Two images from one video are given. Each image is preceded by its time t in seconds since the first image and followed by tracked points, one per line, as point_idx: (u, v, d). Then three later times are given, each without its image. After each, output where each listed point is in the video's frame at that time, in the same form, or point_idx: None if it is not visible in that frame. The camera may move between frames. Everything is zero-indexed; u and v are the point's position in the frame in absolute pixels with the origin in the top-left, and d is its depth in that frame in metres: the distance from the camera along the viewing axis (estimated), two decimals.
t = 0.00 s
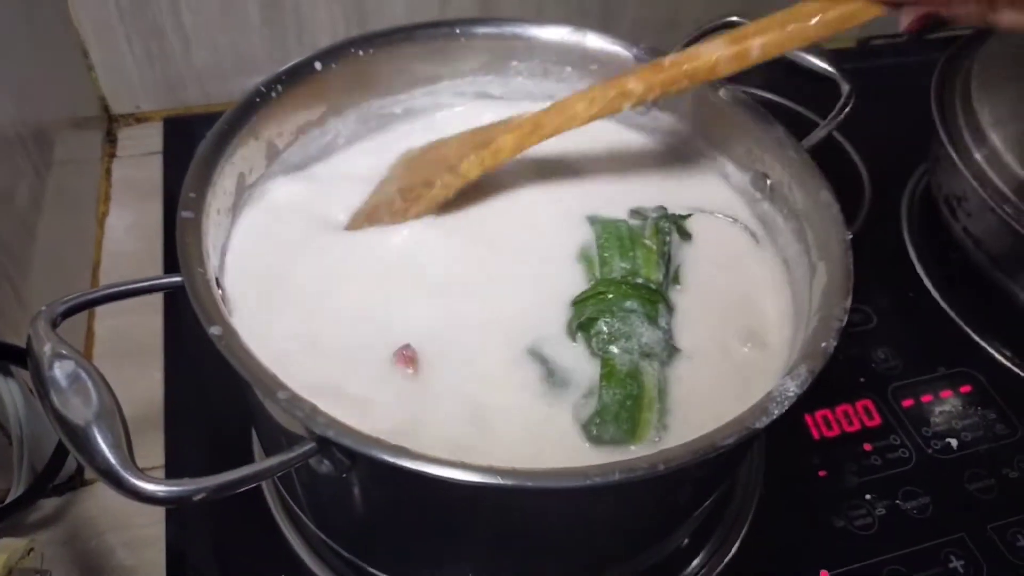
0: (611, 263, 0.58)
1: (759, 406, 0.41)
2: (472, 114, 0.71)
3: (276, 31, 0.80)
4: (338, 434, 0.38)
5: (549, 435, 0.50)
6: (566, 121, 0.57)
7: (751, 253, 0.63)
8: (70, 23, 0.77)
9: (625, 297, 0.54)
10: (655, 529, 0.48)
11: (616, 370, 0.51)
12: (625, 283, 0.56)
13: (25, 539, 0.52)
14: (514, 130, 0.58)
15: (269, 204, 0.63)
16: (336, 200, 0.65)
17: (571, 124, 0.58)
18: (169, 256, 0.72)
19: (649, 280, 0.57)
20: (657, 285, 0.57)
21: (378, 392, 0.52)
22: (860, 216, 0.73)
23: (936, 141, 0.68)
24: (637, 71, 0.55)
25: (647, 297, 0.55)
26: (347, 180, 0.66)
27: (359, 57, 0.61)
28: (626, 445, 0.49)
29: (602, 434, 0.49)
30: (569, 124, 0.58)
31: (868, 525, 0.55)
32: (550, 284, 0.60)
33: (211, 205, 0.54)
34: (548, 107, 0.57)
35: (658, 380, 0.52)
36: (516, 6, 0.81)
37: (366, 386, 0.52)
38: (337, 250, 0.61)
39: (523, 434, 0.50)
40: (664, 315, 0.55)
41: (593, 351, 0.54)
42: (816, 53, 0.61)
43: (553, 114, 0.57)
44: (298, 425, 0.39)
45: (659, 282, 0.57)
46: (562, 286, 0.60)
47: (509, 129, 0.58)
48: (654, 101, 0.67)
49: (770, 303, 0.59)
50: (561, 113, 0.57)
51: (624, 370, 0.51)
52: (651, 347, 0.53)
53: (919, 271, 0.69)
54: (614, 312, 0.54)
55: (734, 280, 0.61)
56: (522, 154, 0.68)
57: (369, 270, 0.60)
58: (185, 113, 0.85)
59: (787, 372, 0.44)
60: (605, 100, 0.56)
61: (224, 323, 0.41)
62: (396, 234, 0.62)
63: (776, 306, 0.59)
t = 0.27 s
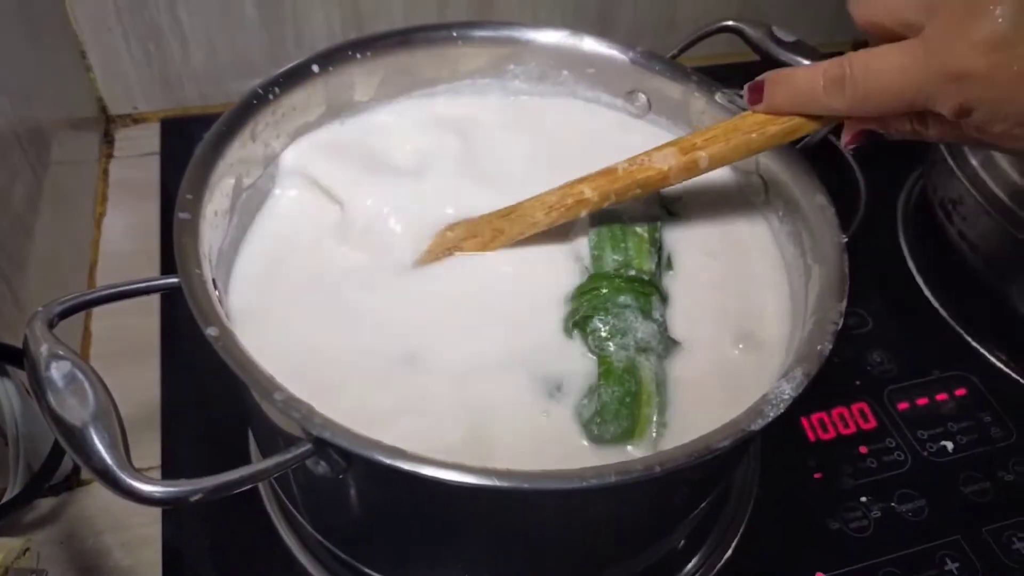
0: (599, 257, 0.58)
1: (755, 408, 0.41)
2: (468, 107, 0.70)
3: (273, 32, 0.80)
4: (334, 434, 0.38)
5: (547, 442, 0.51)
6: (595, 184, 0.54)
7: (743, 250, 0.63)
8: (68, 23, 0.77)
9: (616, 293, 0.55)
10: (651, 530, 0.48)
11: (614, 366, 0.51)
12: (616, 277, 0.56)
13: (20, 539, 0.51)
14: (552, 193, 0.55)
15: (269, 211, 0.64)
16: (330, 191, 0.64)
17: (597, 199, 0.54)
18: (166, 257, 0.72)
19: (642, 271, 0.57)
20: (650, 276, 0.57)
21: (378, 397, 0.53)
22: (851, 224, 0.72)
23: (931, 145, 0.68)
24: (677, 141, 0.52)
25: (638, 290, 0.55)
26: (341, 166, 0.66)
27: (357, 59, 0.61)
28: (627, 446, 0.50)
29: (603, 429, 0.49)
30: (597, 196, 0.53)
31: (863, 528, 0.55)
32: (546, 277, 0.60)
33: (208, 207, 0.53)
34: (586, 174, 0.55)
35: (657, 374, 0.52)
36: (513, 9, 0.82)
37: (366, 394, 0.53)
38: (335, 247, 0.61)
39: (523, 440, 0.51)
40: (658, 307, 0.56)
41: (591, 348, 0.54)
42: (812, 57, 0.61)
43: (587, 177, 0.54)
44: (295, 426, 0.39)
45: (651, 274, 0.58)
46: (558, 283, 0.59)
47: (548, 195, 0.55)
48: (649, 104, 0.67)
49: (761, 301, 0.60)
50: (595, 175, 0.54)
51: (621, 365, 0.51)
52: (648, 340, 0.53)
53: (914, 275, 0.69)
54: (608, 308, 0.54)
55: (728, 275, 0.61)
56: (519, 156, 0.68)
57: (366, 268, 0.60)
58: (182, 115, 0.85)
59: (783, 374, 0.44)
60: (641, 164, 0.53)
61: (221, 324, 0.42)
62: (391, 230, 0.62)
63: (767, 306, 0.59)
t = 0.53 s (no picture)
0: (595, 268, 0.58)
1: (763, 407, 0.41)
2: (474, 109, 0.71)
3: (280, 29, 0.80)
4: (343, 432, 0.38)
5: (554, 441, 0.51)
6: (644, 245, 0.53)
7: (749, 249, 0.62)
8: (77, 20, 0.77)
9: (604, 312, 0.55)
10: (657, 529, 0.48)
11: (603, 378, 0.51)
12: (604, 295, 0.56)
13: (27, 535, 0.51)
14: (597, 238, 0.55)
15: (273, 198, 0.63)
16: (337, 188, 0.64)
17: (643, 259, 0.53)
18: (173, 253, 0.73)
19: (629, 290, 0.57)
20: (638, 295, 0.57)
21: (384, 394, 0.53)
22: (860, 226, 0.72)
23: (940, 144, 0.68)
24: (737, 225, 0.52)
25: (625, 307, 0.55)
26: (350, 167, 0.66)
27: (366, 56, 0.61)
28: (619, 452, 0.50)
29: (594, 441, 0.49)
30: (643, 257, 0.53)
31: (870, 527, 0.55)
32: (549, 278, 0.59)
33: (216, 203, 0.53)
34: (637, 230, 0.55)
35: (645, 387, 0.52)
36: (520, 6, 0.81)
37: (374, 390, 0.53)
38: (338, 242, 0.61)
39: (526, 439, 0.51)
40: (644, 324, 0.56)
41: (579, 362, 0.54)
42: (822, 55, 0.61)
43: (639, 234, 0.54)
44: (304, 423, 0.39)
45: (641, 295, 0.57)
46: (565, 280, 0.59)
47: (594, 239, 0.55)
48: (658, 102, 0.67)
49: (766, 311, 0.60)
50: (646, 233, 0.53)
51: (612, 377, 0.51)
52: (636, 354, 0.53)
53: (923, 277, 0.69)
54: (596, 324, 0.54)
55: (726, 280, 0.61)
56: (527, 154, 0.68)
57: (371, 264, 0.60)
58: (189, 112, 0.85)
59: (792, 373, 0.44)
60: (695, 238, 0.52)
61: (230, 321, 0.42)
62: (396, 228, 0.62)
63: (769, 312, 0.60)
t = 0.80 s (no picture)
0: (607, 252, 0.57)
1: (771, 399, 0.41)
2: (482, 100, 0.71)
3: (285, 23, 0.80)
4: (350, 424, 0.38)
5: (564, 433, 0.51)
6: (660, 233, 0.52)
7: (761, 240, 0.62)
8: (81, 14, 0.77)
9: (640, 295, 0.53)
10: (664, 522, 0.48)
11: (638, 369, 0.50)
12: (639, 275, 0.54)
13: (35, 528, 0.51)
14: (613, 223, 0.54)
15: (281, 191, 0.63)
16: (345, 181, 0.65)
17: (658, 248, 0.52)
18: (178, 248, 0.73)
19: (666, 269, 0.55)
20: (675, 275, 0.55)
21: (395, 385, 0.53)
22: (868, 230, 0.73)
23: (946, 137, 0.68)
24: (754, 215, 0.52)
25: (661, 290, 0.53)
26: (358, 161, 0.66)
27: (371, 49, 0.61)
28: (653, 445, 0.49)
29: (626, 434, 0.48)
30: (659, 246, 0.52)
31: (877, 520, 0.55)
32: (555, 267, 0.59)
33: (222, 196, 0.53)
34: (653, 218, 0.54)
35: (680, 378, 0.51)
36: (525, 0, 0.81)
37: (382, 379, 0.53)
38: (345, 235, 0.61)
39: (541, 430, 0.51)
40: (680, 308, 0.54)
41: (612, 348, 0.53)
42: (828, 47, 0.61)
43: (655, 222, 0.53)
44: (312, 414, 0.39)
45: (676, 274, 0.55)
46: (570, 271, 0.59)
47: (609, 223, 0.54)
48: (663, 94, 0.66)
49: (774, 301, 0.60)
50: (663, 223, 0.53)
51: (646, 368, 0.50)
52: (671, 341, 0.51)
53: (930, 271, 0.69)
54: (632, 310, 0.52)
55: (734, 272, 0.61)
56: (532, 147, 0.68)
57: (378, 255, 0.60)
58: (194, 106, 0.85)
59: (800, 365, 0.44)
60: (713, 228, 0.52)
61: (237, 313, 0.41)
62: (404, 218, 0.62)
63: (778, 302, 0.60)
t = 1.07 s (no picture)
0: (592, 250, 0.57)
1: (763, 391, 0.41)
2: (471, 95, 0.70)
3: (275, 21, 0.80)
4: (338, 420, 0.38)
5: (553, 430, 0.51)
6: (653, 224, 0.52)
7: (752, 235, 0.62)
8: (70, 14, 0.77)
9: (617, 306, 0.53)
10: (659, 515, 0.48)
11: (618, 380, 0.50)
12: (617, 285, 0.54)
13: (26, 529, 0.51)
14: (607, 214, 0.53)
15: (271, 191, 0.63)
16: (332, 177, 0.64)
17: (651, 239, 0.52)
18: (170, 247, 0.72)
19: (642, 277, 0.54)
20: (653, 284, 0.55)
21: (385, 384, 0.52)
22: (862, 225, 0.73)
23: (938, 127, 0.67)
24: (749, 206, 0.51)
25: (640, 299, 0.53)
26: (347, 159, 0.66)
27: (359, 45, 0.61)
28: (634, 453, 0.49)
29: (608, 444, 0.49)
30: (652, 237, 0.52)
31: (872, 513, 0.55)
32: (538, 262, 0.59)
33: (211, 194, 0.53)
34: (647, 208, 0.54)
35: (660, 387, 0.51)
36: None
37: (372, 377, 0.53)
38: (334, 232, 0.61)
39: (529, 429, 0.51)
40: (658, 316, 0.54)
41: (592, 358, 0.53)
42: (818, 39, 0.61)
43: (649, 213, 0.53)
44: (300, 412, 0.39)
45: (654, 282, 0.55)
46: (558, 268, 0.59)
47: (602, 215, 0.54)
48: (653, 88, 0.66)
49: (761, 296, 0.60)
50: (656, 215, 0.53)
51: (626, 378, 0.50)
52: (649, 351, 0.52)
53: (923, 262, 0.69)
54: (610, 321, 0.52)
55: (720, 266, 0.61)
56: (524, 143, 0.68)
57: (367, 253, 0.59)
58: (185, 106, 0.85)
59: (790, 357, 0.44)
60: (706, 219, 0.51)
61: (223, 311, 0.41)
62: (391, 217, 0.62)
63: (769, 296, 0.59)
